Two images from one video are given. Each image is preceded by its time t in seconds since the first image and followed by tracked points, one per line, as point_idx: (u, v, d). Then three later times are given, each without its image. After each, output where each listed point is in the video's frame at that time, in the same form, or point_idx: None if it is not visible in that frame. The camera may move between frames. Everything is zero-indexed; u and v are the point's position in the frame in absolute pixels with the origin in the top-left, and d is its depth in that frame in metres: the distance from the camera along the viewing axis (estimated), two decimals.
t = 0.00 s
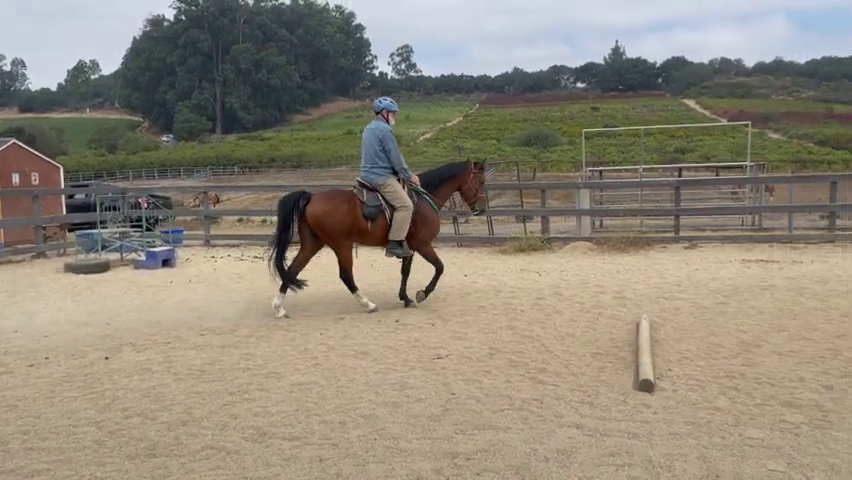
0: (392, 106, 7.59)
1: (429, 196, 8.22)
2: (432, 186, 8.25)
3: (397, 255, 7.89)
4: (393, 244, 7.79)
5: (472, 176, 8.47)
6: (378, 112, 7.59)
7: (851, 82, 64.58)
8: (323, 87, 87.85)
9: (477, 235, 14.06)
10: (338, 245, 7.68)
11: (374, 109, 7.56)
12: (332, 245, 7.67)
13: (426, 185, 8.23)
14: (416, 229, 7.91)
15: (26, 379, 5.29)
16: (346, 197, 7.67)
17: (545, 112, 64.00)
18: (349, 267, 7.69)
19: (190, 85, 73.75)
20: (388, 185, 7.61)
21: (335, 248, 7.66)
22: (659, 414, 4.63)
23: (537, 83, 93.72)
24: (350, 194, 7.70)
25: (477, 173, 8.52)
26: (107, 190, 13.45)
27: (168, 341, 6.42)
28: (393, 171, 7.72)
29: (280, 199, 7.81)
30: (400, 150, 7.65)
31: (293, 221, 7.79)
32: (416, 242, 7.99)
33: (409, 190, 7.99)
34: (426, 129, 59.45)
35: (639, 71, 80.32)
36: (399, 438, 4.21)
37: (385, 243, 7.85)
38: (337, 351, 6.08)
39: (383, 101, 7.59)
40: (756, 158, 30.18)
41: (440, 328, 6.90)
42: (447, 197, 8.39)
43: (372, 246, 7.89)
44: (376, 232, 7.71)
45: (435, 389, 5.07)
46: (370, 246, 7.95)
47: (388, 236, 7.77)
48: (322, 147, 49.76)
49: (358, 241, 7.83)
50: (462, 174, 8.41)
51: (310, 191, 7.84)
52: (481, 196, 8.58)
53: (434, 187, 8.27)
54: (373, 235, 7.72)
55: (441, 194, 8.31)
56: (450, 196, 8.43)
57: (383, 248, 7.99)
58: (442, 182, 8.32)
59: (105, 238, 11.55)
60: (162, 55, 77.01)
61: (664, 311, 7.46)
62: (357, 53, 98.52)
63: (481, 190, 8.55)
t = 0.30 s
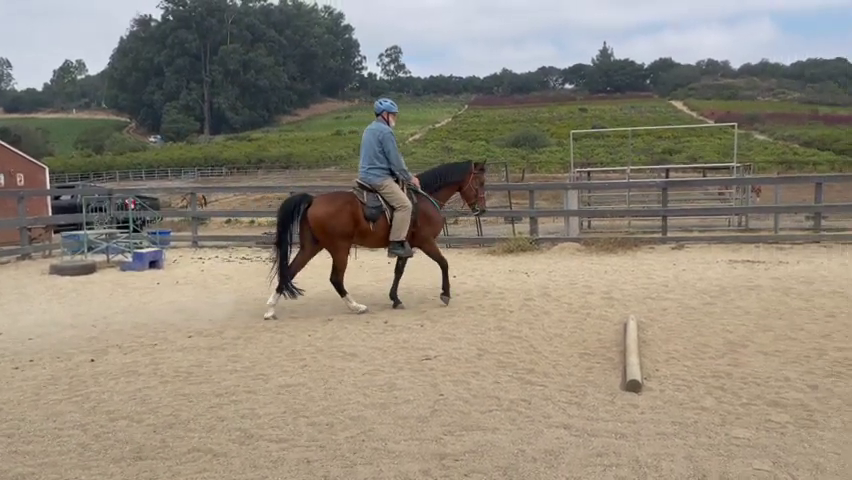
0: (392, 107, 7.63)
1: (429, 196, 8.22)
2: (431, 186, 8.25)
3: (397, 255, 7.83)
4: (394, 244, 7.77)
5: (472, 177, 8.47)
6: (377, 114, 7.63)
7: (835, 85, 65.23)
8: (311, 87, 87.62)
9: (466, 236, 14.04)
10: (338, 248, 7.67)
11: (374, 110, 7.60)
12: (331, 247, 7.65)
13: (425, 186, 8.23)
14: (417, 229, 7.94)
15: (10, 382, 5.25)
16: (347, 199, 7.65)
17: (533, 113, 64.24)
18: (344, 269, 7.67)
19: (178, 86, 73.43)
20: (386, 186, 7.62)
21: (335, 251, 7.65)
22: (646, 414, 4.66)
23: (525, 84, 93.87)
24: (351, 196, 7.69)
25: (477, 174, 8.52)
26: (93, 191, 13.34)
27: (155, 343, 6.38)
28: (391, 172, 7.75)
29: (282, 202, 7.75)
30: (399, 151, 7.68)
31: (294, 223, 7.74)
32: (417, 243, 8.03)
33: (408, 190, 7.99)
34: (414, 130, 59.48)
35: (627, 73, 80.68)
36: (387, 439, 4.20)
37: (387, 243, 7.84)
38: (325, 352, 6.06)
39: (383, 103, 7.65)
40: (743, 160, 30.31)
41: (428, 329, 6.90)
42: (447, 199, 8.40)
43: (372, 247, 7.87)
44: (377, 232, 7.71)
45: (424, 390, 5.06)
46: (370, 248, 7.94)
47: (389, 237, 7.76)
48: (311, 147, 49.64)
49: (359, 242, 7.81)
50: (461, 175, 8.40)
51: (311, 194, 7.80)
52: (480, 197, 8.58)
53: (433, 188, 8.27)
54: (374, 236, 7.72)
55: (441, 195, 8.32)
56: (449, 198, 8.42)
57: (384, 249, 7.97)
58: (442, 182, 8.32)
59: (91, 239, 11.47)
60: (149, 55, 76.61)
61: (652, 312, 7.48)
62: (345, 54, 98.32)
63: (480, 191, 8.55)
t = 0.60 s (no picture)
0: (391, 110, 7.62)
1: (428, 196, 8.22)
2: (429, 187, 8.24)
3: (398, 256, 7.81)
4: (395, 244, 7.75)
5: (469, 176, 8.43)
6: (375, 117, 7.61)
7: (814, 87, 66.05)
8: (294, 88, 87.28)
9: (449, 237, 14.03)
10: (335, 247, 7.64)
11: (373, 113, 7.61)
12: (329, 246, 7.62)
13: (424, 187, 8.22)
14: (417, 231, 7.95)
15: None
16: (347, 198, 7.63)
17: (516, 115, 64.41)
18: (335, 268, 7.59)
19: (159, 87, 72.90)
20: (387, 188, 7.67)
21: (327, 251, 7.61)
22: (627, 415, 4.68)
23: (508, 86, 94.15)
24: (351, 196, 7.68)
25: (473, 172, 8.46)
26: (71, 193, 13.19)
27: (134, 346, 6.31)
28: (391, 173, 7.78)
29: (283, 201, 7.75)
30: (398, 153, 7.70)
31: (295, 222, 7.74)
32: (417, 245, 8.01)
33: (408, 192, 8.00)
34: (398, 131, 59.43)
35: (609, 75, 81.08)
36: (369, 442, 4.19)
37: (388, 244, 7.84)
38: (307, 355, 6.03)
39: (382, 105, 7.64)
40: (724, 161, 30.55)
41: (411, 331, 6.89)
42: (447, 199, 8.38)
43: (373, 248, 7.87)
44: (378, 232, 7.72)
45: (406, 393, 5.05)
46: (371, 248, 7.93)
47: (389, 237, 7.77)
48: (293, 149, 49.44)
49: (359, 242, 7.80)
50: (460, 176, 8.39)
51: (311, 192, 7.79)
52: (479, 196, 8.55)
53: (432, 189, 8.26)
54: (375, 236, 7.72)
55: (440, 195, 8.29)
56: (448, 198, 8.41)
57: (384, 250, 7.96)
58: (441, 183, 8.30)
59: (70, 242, 11.34)
60: (130, 55, 75.92)
61: (633, 312, 7.52)
62: (328, 55, 98.04)
63: (479, 188, 8.50)
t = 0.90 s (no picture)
0: (389, 112, 7.59)
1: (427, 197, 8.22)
2: (428, 188, 8.24)
3: (399, 257, 7.80)
4: (396, 246, 7.74)
5: (466, 176, 8.46)
6: (373, 119, 7.57)
7: (799, 89, 66.58)
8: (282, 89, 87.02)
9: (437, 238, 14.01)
10: (334, 246, 7.64)
11: (371, 115, 7.57)
12: (327, 243, 7.63)
13: (422, 187, 8.22)
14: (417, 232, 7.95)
15: None
16: (348, 197, 7.61)
17: (506, 116, 64.53)
18: (329, 267, 7.62)
19: (147, 87, 72.51)
20: (389, 189, 7.64)
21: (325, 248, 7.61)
22: (615, 415, 4.69)
23: (497, 87, 94.26)
24: (353, 195, 7.65)
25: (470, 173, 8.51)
26: (57, 193, 13.08)
27: (121, 349, 6.27)
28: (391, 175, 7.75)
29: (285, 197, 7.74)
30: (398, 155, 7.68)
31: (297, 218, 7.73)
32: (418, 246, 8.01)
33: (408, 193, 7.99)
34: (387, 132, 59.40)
35: (597, 76, 81.35)
36: (356, 444, 4.18)
37: (389, 245, 7.83)
38: (295, 356, 6.01)
39: (379, 108, 7.61)
40: (711, 163, 30.71)
41: (399, 333, 6.88)
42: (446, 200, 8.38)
43: (374, 248, 7.86)
44: (379, 233, 7.70)
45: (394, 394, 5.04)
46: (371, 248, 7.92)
47: (391, 238, 7.76)
48: (281, 150, 49.28)
49: (360, 241, 7.78)
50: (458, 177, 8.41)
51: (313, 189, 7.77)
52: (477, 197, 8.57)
53: (430, 190, 8.26)
54: (376, 236, 7.70)
55: (439, 197, 8.29)
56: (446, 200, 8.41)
57: (384, 250, 7.94)
58: (441, 184, 8.31)
59: (56, 243, 11.23)
60: (117, 55, 75.44)
61: (621, 313, 7.55)
62: (317, 55, 97.84)
63: (477, 188, 8.53)
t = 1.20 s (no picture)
0: (387, 113, 7.60)
1: (426, 198, 8.24)
2: (427, 188, 8.25)
3: (400, 257, 7.86)
4: (397, 247, 7.80)
5: (466, 177, 8.49)
6: (373, 120, 7.58)
7: (786, 92, 67.07)
8: (271, 90, 86.73)
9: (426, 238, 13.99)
10: (333, 244, 7.60)
11: (370, 116, 7.56)
12: (324, 243, 7.59)
13: (421, 188, 8.25)
14: (418, 232, 7.98)
15: None
16: (349, 197, 7.59)
17: (495, 117, 64.65)
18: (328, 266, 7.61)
19: (134, 88, 72.10)
20: (390, 189, 7.68)
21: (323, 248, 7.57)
22: (603, 416, 4.70)
23: (486, 89, 94.41)
24: (353, 195, 7.64)
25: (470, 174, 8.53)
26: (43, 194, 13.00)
27: (107, 351, 6.22)
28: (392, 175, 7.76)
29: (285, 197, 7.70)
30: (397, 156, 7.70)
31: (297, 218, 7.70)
32: (418, 246, 8.05)
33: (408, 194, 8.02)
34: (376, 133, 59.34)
35: (586, 78, 81.60)
36: (344, 446, 4.16)
37: (389, 245, 7.86)
38: (283, 358, 5.99)
39: (378, 108, 7.61)
40: (699, 164, 30.85)
41: (388, 334, 6.87)
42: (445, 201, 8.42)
43: (375, 248, 7.88)
44: (380, 233, 7.73)
45: (382, 396, 5.03)
46: (372, 249, 7.93)
47: (392, 238, 7.80)
48: (270, 151, 49.12)
49: (359, 242, 7.79)
50: (458, 176, 8.43)
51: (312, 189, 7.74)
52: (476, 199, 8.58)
53: (429, 190, 8.28)
54: (376, 237, 7.73)
55: (438, 196, 8.32)
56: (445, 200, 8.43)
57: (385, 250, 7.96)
58: (440, 184, 8.33)
59: (41, 245, 11.16)
60: (104, 55, 74.90)
61: (609, 314, 7.57)
62: (306, 56, 97.62)
63: (475, 188, 8.56)
